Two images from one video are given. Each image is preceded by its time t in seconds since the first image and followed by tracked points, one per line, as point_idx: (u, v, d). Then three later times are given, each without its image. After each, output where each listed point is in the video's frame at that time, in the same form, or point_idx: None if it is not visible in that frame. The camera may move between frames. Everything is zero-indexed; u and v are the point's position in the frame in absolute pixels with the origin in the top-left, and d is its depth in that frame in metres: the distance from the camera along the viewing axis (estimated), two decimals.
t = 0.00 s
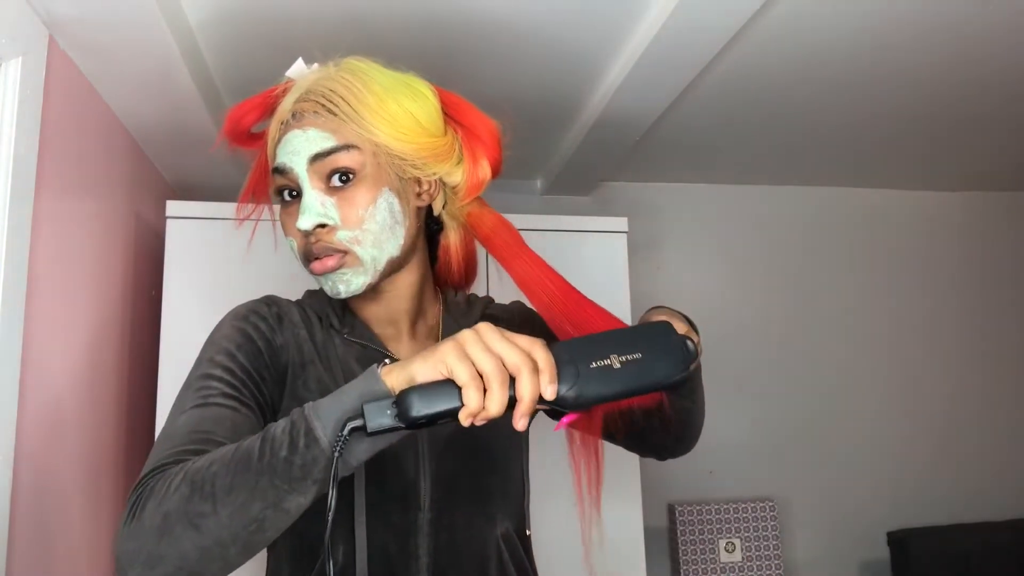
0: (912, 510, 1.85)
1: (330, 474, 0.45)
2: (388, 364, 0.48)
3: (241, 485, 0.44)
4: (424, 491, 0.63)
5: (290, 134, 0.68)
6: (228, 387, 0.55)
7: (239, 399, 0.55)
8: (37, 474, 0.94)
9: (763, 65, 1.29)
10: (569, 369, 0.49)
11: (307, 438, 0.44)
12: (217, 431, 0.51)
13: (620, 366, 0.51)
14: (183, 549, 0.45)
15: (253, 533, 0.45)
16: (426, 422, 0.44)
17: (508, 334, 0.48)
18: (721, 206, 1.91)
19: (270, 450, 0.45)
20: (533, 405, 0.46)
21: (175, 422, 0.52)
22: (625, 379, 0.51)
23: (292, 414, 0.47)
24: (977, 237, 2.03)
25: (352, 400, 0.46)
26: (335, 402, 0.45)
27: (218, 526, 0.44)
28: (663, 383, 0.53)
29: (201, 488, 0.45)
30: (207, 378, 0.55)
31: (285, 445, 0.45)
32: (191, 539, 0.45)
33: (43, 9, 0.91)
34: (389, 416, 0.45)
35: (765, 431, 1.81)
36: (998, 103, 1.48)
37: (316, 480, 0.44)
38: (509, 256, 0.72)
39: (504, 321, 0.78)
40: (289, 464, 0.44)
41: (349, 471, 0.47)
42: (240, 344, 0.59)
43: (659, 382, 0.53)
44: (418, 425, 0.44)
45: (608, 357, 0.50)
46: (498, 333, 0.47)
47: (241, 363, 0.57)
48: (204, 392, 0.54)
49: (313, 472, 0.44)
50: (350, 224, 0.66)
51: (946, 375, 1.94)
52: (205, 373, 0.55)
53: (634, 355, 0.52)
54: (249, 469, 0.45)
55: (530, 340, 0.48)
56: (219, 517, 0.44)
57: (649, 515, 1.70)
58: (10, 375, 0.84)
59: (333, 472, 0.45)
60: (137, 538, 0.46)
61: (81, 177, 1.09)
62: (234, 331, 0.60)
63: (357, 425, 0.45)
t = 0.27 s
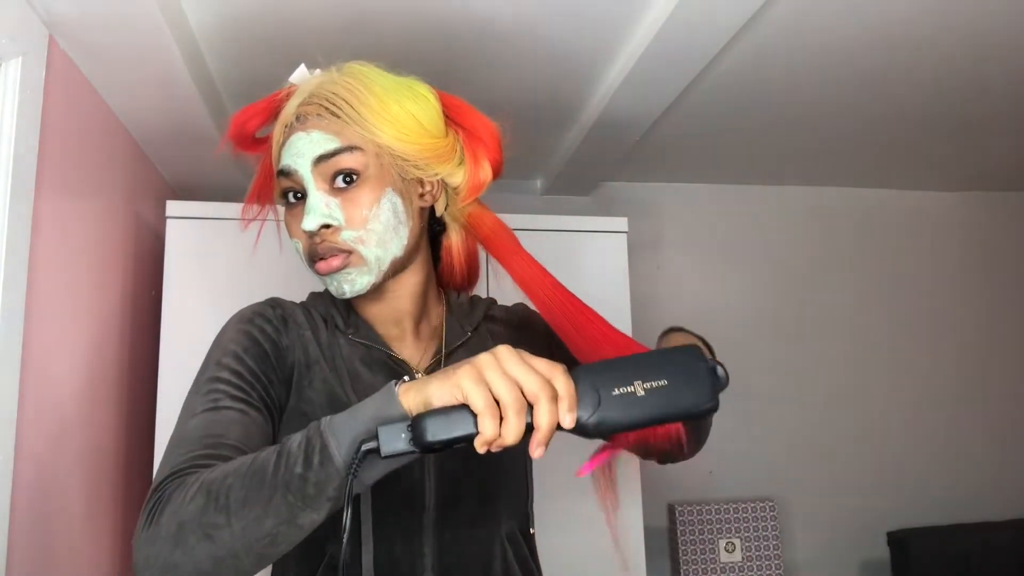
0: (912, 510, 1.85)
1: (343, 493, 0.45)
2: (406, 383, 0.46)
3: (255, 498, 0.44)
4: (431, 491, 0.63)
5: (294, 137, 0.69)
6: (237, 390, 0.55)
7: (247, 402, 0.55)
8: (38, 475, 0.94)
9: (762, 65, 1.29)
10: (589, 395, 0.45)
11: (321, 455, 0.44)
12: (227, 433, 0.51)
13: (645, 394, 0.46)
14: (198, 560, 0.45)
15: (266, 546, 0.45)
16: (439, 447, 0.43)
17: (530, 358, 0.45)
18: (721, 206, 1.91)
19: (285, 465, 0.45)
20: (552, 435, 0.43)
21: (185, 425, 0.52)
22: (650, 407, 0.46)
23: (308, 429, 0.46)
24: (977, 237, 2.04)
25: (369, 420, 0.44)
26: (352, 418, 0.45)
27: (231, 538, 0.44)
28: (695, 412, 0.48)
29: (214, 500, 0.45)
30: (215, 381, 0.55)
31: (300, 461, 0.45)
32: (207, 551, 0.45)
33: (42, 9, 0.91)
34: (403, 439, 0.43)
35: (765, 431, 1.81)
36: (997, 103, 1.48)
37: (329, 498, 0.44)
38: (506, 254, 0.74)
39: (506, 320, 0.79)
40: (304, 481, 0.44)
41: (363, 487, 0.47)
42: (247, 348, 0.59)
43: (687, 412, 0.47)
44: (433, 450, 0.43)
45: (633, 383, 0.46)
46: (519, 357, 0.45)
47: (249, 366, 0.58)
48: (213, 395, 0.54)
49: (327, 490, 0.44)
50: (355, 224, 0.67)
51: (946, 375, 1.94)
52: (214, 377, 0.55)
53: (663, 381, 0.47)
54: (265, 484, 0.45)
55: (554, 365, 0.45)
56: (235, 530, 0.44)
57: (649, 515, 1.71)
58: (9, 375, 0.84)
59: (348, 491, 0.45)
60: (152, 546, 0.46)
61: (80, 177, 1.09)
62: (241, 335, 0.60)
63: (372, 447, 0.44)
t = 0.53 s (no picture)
0: (912, 511, 1.85)
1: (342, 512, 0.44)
2: (410, 405, 0.45)
3: (252, 514, 0.44)
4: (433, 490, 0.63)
5: (299, 137, 0.69)
6: (240, 391, 0.55)
7: (250, 404, 0.55)
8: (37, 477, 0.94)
9: (762, 65, 1.29)
10: (596, 428, 0.45)
11: (319, 474, 0.44)
12: (231, 436, 0.52)
13: (658, 429, 0.46)
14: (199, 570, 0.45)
15: (264, 561, 0.45)
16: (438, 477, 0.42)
17: (534, 387, 0.44)
18: (721, 206, 1.91)
19: (284, 483, 0.44)
20: (553, 472, 0.42)
21: (188, 427, 0.53)
22: (661, 443, 0.45)
23: (308, 446, 0.46)
24: (977, 237, 2.04)
25: (368, 441, 0.44)
26: (354, 435, 0.45)
27: (230, 552, 0.45)
28: (714, 451, 0.46)
29: (213, 513, 0.45)
30: (219, 383, 0.55)
31: (298, 479, 0.44)
32: (206, 563, 0.45)
33: (43, 8, 0.92)
34: (400, 466, 0.43)
35: (764, 431, 1.81)
36: (996, 103, 1.48)
37: (327, 518, 0.44)
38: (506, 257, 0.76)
39: (507, 318, 0.79)
40: (302, 500, 0.44)
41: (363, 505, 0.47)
42: (250, 349, 0.59)
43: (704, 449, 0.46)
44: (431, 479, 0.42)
45: (646, 417, 0.46)
46: (524, 385, 0.44)
47: (251, 367, 0.58)
48: (217, 397, 0.54)
49: (325, 510, 0.44)
50: (359, 224, 0.67)
51: (945, 375, 1.94)
52: (218, 377, 0.56)
53: (679, 416, 0.46)
54: (263, 500, 0.44)
55: (558, 397, 0.44)
56: (234, 544, 0.44)
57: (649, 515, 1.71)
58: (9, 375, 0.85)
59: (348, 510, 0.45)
60: (155, 552, 0.46)
61: (80, 178, 1.09)
62: (244, 335, 0.60)
63: (369, 473, 0.43)
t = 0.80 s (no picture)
0: (912, 510, 1.86)
1: (352, 513, 0.45)
2: (423, 409, 0.46)
3: (263, 514, 0.45)
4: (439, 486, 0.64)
5: (306, 137, 0.69)
6: (245, 390, 0.56)
7: (255, 403, 0.56)
8: (37, 477, 0.94)
9: (762, 65, 1.29)
10: (612, 433, 0.45)
11: (330, 476, 0.44)
12: (237, 435, 0.52)
13: (675, 433, 0.46)
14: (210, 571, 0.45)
15: (274, 561, 0.45)
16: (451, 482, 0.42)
17: (549, 392, 0.44)
18: (720, 206, 1.92)
19: (295, 484, 0.45)
20: (569, 476, 0.42)
21: (194, 427, 0.53)
22: (678, 447, 0.46)
23: (319, 448, 0.46)
24: (976, 237, 2.04)
25: (380, 444, 0.45)
26: (363, 438, 0.45)
27: (240, 552, 0.45)
28: (727, 455, 0.47)
29: (224, 513, 0.46)
30: (224, 382, 0.55)
31: (310, 480, 0.45)
32: (217, 563, 0.45)
33: (43, 9, 0.92)
34: (412, 471, 0.42)
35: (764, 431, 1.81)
36: (996, 103, 1.48)
37: (337, 519, 0.44)
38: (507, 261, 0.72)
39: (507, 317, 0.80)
40: (313, 501, 0.44)
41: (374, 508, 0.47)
42: (255, 348, 0.59)
43: (724, 451, 0.47)
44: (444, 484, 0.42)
45: (663, 422, 0.46)
46: (540, 390, 0.44)
47: (256, 366, 0.58)
48: (221, 396, 0.54)
49: (335, 511, 0.44)
50: (365, 226, 0.67)
51: (945, 375, 1.95)
52: (221, 377, 0.56)
53: (696, 421, 0.47)
54: (274, 500, 0.45)
55: (573, 401, 0.44)
56: (245, 544, 0.45)
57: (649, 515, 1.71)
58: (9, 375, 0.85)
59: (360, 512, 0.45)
60: (166, 552, 0.47)
61: (80, 178, 1.09)
62: (248, 335, 0.60)
63: (381, 477, 0.44)
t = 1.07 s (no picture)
0: (912, 510, 1.86)
1: (358, 518, 0.45)
2: (429, 414, 0.45)
3: (269, 517, 0.45)
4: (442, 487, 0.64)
5: (314, 138, 0.70)
6: (249, 391, 0.56)
7: (260, 403, 0.56)
8: (37, 477, 0.94)
9: (762, 65, 1.29)
10: (616, 440, 0.45)
11: (336, 480, 0.44)
12: (242, 435, 0.52)
13: (680, 440, 0.47)
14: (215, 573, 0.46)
15: (280, 564, 0.46)
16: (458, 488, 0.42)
17: (555, 399, 0.44)
18: (721, 206, 1.92)
19: (301, 488, 0.45)
20: (575, 484, 0.42)
21: (199, 427, 0.53)
22: (683, 452, 0.47)
23: (325, 451, 0.47)
24: (977, 237, 2.04)
25: (385, 450, 0.45)
26: (369, 445, 0.45)
27: (246, 555, 0.45)
28: (730, 461, 0.48)
29: (229, 516, 0.46)
30: (229, 382, 0.55)
31: (318, 484, 0.45)
32: (223, 566, 0.45)
33: (43, 8, 0.92)
34: (419, 477, 0.42)
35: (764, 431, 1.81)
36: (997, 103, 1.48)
37: (343, 523, 0.45)
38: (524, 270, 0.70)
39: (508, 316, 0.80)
40: (319, 504, 0.44)
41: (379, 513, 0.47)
42: (259, 348, 0.59)
43: (728, 458, 0.48)
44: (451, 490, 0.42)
45: (667, 429, 0.47)
46: (546, 398, 0.43)
47: (260, 366, 0.58)
48: (226, 397, 0.54)
49: (342, 514, 0.44)
50: (372, 227, 0.68)
51: (946, 375, 1.95)
52: (226, 377, 0.56)
53: (699, 428, 0.48)
54: (281, 505, 0.45)
55: (579, 408, 0.44)
56: (252, 547, 0.45)
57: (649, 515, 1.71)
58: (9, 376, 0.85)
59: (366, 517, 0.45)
60: (172, 553, 0.47)
61: (80, 178, 1.09)
62: (252, 335, 0.60)
63: (387, 483, 0.44)
